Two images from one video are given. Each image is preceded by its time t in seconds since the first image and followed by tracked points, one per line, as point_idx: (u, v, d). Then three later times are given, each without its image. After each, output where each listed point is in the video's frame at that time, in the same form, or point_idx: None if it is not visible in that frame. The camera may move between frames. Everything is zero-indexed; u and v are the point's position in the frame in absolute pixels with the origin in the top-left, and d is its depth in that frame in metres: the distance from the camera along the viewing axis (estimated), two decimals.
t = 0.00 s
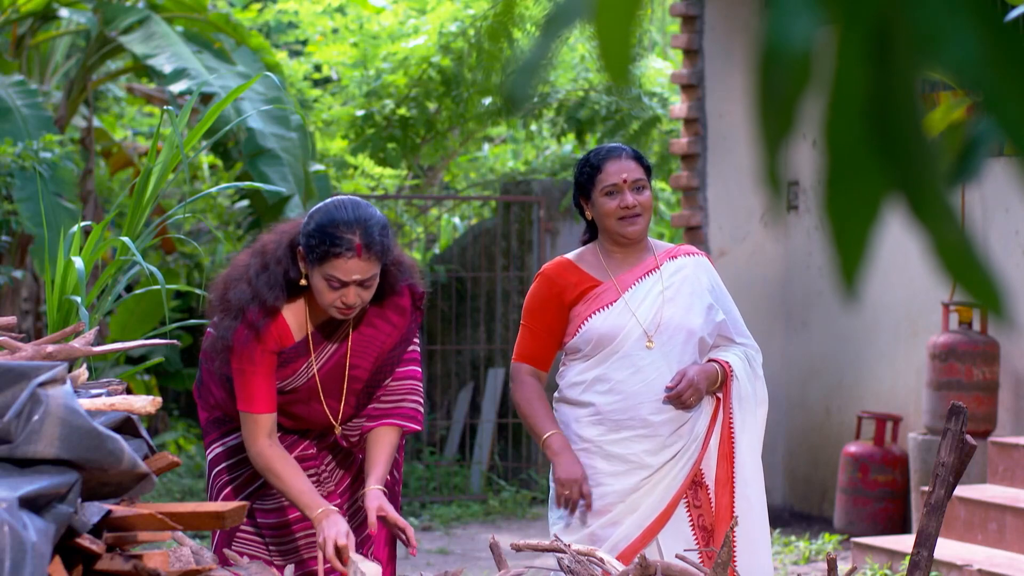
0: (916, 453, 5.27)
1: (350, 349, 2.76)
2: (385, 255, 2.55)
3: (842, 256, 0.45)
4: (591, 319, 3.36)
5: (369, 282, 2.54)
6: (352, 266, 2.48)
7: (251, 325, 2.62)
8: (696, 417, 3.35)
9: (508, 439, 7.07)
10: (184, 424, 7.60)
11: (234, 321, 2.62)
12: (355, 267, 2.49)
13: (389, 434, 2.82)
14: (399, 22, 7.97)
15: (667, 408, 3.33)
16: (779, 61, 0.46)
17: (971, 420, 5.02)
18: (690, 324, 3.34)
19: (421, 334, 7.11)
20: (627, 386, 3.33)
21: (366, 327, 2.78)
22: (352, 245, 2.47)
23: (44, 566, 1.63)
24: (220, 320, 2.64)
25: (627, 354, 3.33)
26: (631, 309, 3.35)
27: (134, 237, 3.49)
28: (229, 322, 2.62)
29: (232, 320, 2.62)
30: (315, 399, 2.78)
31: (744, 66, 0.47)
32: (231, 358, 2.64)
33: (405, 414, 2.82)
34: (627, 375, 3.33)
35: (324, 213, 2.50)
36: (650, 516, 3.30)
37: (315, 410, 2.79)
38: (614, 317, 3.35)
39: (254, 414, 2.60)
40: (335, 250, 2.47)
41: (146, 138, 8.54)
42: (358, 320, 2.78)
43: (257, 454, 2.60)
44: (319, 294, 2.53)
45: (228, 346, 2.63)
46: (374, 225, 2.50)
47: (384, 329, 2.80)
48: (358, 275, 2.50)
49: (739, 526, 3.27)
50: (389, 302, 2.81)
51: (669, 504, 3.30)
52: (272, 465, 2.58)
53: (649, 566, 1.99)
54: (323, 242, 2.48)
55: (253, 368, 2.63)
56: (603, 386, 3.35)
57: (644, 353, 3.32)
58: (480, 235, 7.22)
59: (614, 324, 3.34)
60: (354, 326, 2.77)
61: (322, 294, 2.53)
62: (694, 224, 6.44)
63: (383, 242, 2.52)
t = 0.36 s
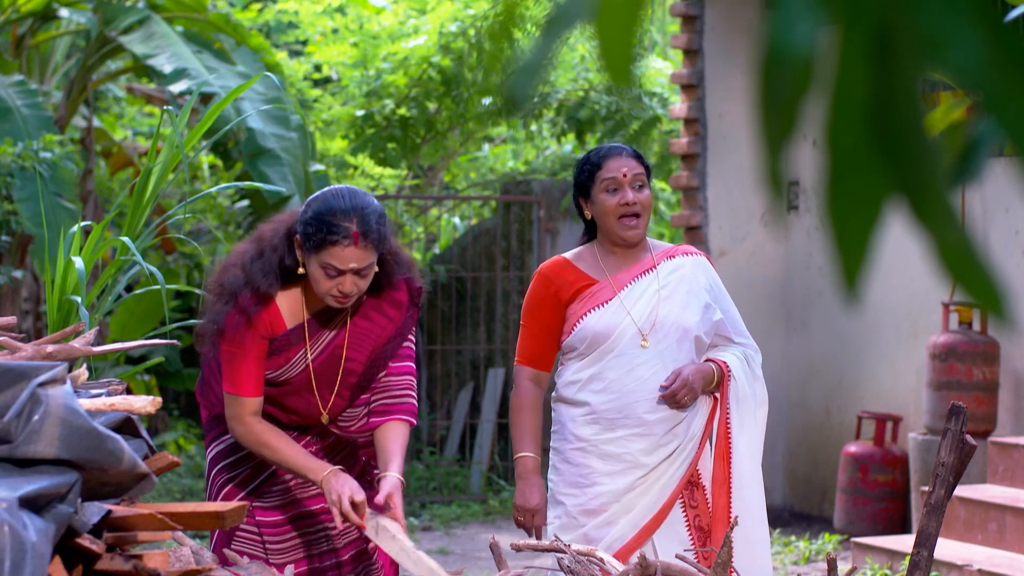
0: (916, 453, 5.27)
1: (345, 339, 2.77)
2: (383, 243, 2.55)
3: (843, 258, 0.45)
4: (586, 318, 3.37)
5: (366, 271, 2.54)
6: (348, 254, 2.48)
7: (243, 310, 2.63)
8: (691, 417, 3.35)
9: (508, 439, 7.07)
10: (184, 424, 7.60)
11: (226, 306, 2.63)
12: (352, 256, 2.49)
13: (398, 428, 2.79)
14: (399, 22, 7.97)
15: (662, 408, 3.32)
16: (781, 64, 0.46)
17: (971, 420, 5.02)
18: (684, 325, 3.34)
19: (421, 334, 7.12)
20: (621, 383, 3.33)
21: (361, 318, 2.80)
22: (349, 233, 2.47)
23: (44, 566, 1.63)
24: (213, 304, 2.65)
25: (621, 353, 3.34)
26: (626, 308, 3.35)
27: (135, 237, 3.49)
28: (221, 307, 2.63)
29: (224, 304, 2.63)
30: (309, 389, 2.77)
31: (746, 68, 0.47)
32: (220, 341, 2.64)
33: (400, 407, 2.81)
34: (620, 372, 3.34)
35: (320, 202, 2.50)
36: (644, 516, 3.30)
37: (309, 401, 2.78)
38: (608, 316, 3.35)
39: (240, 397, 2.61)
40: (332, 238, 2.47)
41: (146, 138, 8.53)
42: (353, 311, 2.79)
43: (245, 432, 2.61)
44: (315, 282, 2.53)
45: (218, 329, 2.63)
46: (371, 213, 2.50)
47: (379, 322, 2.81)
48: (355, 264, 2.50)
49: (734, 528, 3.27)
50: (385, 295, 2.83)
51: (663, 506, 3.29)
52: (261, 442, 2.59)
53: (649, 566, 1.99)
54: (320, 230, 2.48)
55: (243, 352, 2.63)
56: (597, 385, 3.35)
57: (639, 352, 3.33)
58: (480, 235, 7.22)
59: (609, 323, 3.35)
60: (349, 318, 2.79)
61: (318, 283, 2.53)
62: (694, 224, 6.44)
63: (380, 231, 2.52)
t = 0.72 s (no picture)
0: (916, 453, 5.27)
1: (358, 334, 2.78)
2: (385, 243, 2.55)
3: (843, 258, 0.45)
4: (585, 318, 3.36)
5: (368, 271, 2.53)
6: (350, 253, 2.48)
7: (254, 314, 2.63)
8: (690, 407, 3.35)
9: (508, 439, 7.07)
10: (184, 424, 7.60)
11: (239, 312, 2.63)
12: (355, 256, 2.49)
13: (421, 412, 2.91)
14: (399, 22, 7.98)
15: (663, 402, 3.33)
16: (781, 65, 0.46)
17: (971, 420, 5.02)
18: (684, 320, 3.36)
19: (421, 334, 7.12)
20: (622, 381, 3.33)
21: (371, 312, 2.81)
22: (351, 233, 2.47)
23: (44, 566, 1.63)
24: (225, 311, 2.65)
25: (620, 353, 3.34)
26: (626, 307, 3.35)
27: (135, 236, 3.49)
28: (233, 313, 2.63)
29: (236, 310, 2.63)
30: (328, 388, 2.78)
31: (745, 70, 0.47)
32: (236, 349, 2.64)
33: (422, 397, 2.90)
34: (622, 371, 3.34)
35: (323, 201, 2.50)
36: (645, 509, 3.32)
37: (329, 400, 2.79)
38: (608, 314, 3.35)
39: (267, 407, 2.59)
40: (335, 237, 2.47)
41: (146, 137, 8.53)
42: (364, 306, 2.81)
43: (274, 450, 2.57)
44: (319, 281, 2.54)
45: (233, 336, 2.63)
46: (373, 213, 2.50)
47: (389, 313, 2.83)
48: (358, 264, 2.50)
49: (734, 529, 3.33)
50: (393, 287, 2.84)
51: (659, 503, 3.31)
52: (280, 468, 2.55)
53: (649, 567, 1.99)
54: (323, 230, 2.48)
55: (260, 359, 2.63)
56: (598, 384, 3.35)
57: (640, 352, 3.34)
58: (480, 235, 7.21)
59: (609, 322, 3.35)
60: (360, 312, 2.80)
61: (322, 282, 2.53)
62: (694, 224, 6.44)
63: (383, 230, 2.52)
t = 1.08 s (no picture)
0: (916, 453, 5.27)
1: (374, 339, 2.80)
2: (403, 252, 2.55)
3: (843, 258, 0.45)
4: (587, 321, 3.35)
5: (386, 280, 2.54)
6: (370, 263, 2.48)
7: (277, 322, 2.61)
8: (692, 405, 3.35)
9: (508, 439, 7.08)
10: (184, 425, 7.61)
11: (261, 320, 2.60)
12: (373, 265, 2.49)
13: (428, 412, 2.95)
14: (399, 22, 7.98)
15: (663, 399, 3.34)
16: (780, 65, 0.46)
17: (971, 420, 5.02)
18: (686, 324, 3.36)
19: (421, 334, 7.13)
20: (623, 383, 3.33)
21: (387, 316, 2.82)
22: (370, 242, 2.47)
23: (44, 566, 1.63)
24: (245, 320, 2.62)
25: (620, 356, 3.35)
26: (629, 311, 3.35)
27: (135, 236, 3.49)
28: (255, 322, 2.60)
29: (258, 319, 2.60)
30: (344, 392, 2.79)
31: (746, 70, 0.47)
32: (257, 359, 2.61)
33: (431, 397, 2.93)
34: (623, 374, 3.35)
35: (342, 209, 2.50)
36: (639, 514, 3.32)
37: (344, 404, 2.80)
38: (611, 317, 3.35)
39: (281, 416, 2.58)
40: (354, 247, 2.47)
41: (146, 137, 8.53)
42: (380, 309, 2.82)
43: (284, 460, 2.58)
44: (337, 289, 2.54)
45: (255, 346, 2.60)
46: (393, 222, 2.50)
47: (404, 316, 2.84)
48: (376, 273, 2.50)
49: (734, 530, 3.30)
50: (408, 290, 2.85)
51: (654, 504, 3.31)
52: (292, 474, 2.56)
53: (649, 567, 1.99)
54: (342, 239, 2.48)
55: (279, 371, 2.62)
56: (599, 385, 3.36)
57: (641, 356, 3.35)
58: (480, 235, 7.21)
59: (611, 326, 3.34)
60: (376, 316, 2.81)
61: (340, 290, 2.54)
62: (694, 224, 6.45)
63: (402, 240, 2.52)
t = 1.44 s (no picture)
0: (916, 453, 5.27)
1: (382, 336, 2.80)
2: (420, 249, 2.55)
3: (842, 257, 0.45)
4: (590, 321, 3.36)
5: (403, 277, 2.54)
6: (388, 261, 2.48)
7: (289, 322, 2.61)
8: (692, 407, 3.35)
9: (508, 439, 7.08)
10: (184, 424, 7.61)
11: (272, 320, 2.60)
12: (391, 263, 2.49)
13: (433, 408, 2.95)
14: (400, 22, 7.98)
15: (663, 401, 3.35)
16: (782, 65, 0.46)
17: (971, 420, 5.02)
18: (687, 326, 3.36)
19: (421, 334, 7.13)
20: (623, 384, 3.33)
21: (395, 314, 2.82)
22: (388, 240, 2.47)
23: (44, 566, 1.64)
24: (256, 320, 2.62)
25: (620, 357, 3.35)
26: (631, 312, 3.35)
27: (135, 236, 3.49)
28: (267, 322, 2.60)
29: (269, 319, 2.60)
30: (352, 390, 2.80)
31: (745, 70, 0.47)
32: (268, 358, 2.61)
33: (436, 394, 2.93)
34: (623, 375, 3.35)
35: (358, 208, 2.49)
36: (638, 515, 3.31)
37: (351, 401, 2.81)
38: (613, 318, 3.35)
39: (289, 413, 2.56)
40: (371, 245, 2.47)
41: (146, 137, 8.53)
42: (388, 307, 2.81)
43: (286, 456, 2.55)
44: (352, 287, 2.53)
45: (266, 346, 2.60)
46: (410, 220, 2.50)
47: (411, 313, 2.84)
48: (393, 271, 2.50)
49: (734, 531, 3.28)
50: (416, 288, 2.84)
51: (654, 506, 3.30)
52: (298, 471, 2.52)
53: (649, 566, 1.99)
54: (359, 238, 2.47)
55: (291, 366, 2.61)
56: (599, 385, 3.36)
57: (642, 357, 3.36)
58: (480, 235, 7.21)
59: (613, 327, 3.35)
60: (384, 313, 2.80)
61: (355, 288, 2.53)
62: (694, 224, 6.46)
63: (418, 237, 2.52)
